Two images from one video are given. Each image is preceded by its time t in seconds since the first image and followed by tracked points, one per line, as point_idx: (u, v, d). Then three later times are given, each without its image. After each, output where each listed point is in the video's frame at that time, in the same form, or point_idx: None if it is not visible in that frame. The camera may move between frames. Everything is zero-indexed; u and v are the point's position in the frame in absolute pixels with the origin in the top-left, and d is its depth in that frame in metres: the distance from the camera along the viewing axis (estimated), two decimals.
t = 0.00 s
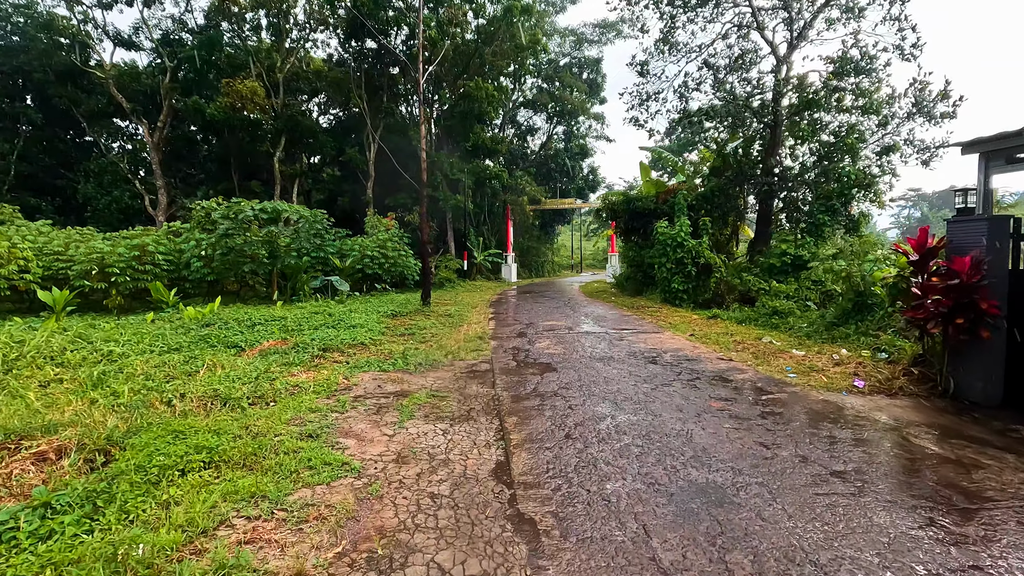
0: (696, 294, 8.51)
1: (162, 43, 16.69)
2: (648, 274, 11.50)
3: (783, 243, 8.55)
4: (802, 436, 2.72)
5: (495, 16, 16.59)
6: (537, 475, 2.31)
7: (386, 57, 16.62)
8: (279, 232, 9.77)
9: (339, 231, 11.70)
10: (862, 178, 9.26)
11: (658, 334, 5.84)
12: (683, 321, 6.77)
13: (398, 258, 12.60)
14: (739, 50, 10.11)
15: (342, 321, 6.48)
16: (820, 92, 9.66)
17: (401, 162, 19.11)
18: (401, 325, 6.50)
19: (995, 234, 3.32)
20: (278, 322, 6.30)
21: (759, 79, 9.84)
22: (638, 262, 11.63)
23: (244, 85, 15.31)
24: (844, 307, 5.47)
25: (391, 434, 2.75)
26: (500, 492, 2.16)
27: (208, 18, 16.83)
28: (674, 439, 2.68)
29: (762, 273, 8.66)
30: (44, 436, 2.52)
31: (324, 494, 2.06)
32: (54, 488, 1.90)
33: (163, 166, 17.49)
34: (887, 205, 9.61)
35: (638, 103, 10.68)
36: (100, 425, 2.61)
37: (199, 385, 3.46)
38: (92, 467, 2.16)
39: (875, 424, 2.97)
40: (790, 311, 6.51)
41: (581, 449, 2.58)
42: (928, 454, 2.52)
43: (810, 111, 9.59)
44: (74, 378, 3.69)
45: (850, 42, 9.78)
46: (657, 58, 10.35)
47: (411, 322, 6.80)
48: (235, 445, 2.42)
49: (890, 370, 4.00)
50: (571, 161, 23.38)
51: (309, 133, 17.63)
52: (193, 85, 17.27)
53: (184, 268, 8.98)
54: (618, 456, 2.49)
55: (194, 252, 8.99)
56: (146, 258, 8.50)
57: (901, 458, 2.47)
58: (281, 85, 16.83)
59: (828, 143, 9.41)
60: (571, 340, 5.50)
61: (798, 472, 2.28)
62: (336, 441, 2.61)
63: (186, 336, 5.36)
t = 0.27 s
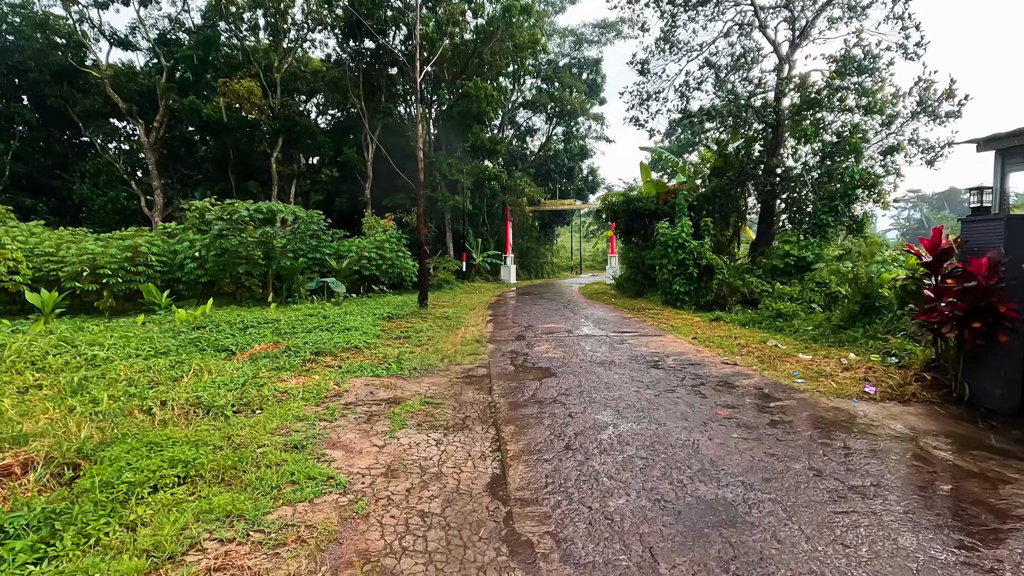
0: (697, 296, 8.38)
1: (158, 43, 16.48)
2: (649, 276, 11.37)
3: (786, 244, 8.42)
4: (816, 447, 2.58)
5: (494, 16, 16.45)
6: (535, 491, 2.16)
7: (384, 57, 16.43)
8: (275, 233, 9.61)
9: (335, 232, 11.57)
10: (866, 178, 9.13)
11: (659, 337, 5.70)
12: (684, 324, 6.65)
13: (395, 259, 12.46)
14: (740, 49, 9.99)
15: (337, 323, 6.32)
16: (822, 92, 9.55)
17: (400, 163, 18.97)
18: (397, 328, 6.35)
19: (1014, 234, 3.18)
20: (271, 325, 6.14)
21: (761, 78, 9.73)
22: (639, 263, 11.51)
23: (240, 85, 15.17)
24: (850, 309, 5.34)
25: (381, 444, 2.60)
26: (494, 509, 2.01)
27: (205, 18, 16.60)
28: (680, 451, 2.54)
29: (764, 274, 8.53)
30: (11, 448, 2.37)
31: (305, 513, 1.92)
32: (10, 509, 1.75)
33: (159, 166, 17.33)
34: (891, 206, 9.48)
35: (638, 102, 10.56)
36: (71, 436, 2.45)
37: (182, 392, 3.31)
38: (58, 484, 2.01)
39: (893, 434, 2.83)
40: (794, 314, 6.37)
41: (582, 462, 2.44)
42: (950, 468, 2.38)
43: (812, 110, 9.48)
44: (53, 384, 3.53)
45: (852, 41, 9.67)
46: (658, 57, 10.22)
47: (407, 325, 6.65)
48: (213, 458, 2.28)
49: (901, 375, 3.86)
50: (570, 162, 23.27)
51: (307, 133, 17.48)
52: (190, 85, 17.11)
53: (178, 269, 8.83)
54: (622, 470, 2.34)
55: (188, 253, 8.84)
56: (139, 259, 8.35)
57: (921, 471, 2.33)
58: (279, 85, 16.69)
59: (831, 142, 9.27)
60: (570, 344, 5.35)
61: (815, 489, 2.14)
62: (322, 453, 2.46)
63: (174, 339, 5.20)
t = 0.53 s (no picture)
0: (699, 301, 8.22)
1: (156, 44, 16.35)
2: (649, 279, 11.22)
3: (788, 247, 8.28)
4: (829, 465, 2.42)
5: (493, 17, 16.34)
6: (527, 514, 2.00)
7: (382, 59, 16.30)
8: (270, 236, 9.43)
9: (332, 235, 11.42)
10: (870, 180, 8.98)
11: (660, 343, 5.55)
12: (686, 328, 6.50)
13: (393, 261, 12.31)
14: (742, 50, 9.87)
15: (330, 328, 6.16)
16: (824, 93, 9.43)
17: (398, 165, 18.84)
18: (392, 333, 6.19)
19: None
20: (261, 330, 5.97)
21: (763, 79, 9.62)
22: (639, 266, 11.36)
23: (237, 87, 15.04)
24: (857, 314, 5.18)
25: (364, 461, 2.44)
26: (484, 536, 1.85)
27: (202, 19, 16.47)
28: (683, 468, 2.38)
29: (766, 278, 8.40)
30: None
31: (277, 540, 1.76)
32: None
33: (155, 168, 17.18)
34: (895, 208, 9.33)
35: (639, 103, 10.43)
36: (33, 451, 2.29)
37: (160, 402, 3.14)
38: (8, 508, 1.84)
39: (908, 449, 2.67)
40: (798, 319, 6.22)
41: (579, 480, 2.28)
42: (975, 488, 2.22)
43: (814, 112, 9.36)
44: (26, 393, 3.36)
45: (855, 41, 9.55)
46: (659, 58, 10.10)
47: (402, 330, 6.49)
48: (183, 477, 2.12)
49: (913, 385, 3.70)
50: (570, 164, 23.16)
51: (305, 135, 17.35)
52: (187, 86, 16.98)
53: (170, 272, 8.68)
54: (624, 490, 2.18)
55: (181, 256, 8.68)
56: (130, 262, 8.18)
57: (944, 492, 2.17)
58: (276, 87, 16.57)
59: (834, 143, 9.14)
60: (569, 350, 5.20)
61: (831, 513, 1.98)
62: (301, 470, 2.30)
63: (160, 345, 5.02)
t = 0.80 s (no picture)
0: (699, 303, 8.11)
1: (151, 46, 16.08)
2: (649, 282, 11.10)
3: (790, 248, 8.18)
4: (840, 479, 2.29)
5: (492, 18, 16.25)
6: (520, 533, 1.88)
7: (380, 60, 16.20)
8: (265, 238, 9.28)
9: (327, 236, 11.30)
10: (873, 181, 8.88)
11: (659, 347, 5.44)
12: (686, 332, 6.39)
13: (389, 263, 12.19)
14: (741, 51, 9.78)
15: (322, 332, 6.02)
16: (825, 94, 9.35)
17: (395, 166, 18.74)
18: (386, 337, 6.05)
19: None
20: (252, 334, 5.83)
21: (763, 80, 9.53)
22: (638, 268, 11.27)
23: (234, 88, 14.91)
24: (861, 318, 5.08)
25: (349, 475, 2.30)
26: (472, 559, 1.73)
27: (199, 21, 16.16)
28: (685, 482, 2.26)
29: (767, 280, 8.29)
30: None
31: (249, 565, 1.64)
32: None
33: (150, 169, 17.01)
34: (897, 210, 9.23)
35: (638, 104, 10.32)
36: None
37: (139, 411, 2.99)
38: None
39: (921, 460, 2.55)
40: (801, 322, 6.12)
41: (575, 496, 2.15)
42: (996, 505, 2.10)
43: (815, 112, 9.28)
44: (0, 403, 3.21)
45: (856, 41, 9.48)
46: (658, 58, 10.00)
47: (397, 333, 6.36)
48: (153, 494, 1.98)
49: (921, 391, 3.59)
50: (568, 166, 23.09)
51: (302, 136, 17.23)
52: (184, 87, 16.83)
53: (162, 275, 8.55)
54: (624, 507, 2.06)
55: (173, 258, 8.54)
56: (122, 265, 8.03)
57: (963, 509, 2.04)
58: (273, 88, 16.44)
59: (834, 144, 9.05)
60: (567, 354, 5.07)
61: (847, 533, 1.85)
62: (281, 485, 2.17)
63: (146, 350, 4.87)
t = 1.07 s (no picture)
0: (701, 306, 7.96)
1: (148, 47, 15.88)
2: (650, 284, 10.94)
3: (794, 250, 8.04)
4: (859, 497, 2.15)
5: (491, 19, 16.15)
6: (517, 559, 1.74)
7: (378, 60, 16.10)
8: (261, 239, 9.10)
9: (324, 238, 11.17)
10: (877, 181, 8.75)
11: (662, 351, 5.29)
12: (689, 336, 6.25)
13: (387, 265, 12.04)
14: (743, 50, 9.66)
15: (316, 336, 5.87)
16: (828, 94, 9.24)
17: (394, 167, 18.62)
18: (382, 341, 5.91)
19: None
20: (244, 339, 5.68)
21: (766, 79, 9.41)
22: (639, 270, 11.12)
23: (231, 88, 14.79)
24: (869, 322, 4.95)
25: (335, 492, 2.16)
26: None
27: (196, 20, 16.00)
28: (693, 499, 2.12)
29: (770, 282, 8.15)
30: None
31: None
32: None
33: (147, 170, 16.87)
34: (902, 211, 9.10)
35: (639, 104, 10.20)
36: None
37: (117, 421, 2.85)
38: None
39: (942, 475, 2.41)
40: (806, 326, 5.97)
41: (576, 515, 2.01)
42: None
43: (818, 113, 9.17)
44: None
45: (859, 41, 9.37)
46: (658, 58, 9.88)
47: (393, 337, 6.21)
48: (122, 516, 1.84)
49: (936, 399, 3.45)
50: (568, 168, 22.97)
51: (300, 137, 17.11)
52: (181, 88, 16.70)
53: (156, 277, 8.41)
54: (631, 528, 1.91)
55: (167, 260, 8.40)
56: (115, 267, 7.88)
57: (994, 530, 1.90)
58: (270, 89, 16.32)
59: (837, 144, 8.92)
60: (566, 359, 4.92)
61: (869, 559, 1.72)
62: (262, 504, 2.02)
63: (133, 355, 4.72)
